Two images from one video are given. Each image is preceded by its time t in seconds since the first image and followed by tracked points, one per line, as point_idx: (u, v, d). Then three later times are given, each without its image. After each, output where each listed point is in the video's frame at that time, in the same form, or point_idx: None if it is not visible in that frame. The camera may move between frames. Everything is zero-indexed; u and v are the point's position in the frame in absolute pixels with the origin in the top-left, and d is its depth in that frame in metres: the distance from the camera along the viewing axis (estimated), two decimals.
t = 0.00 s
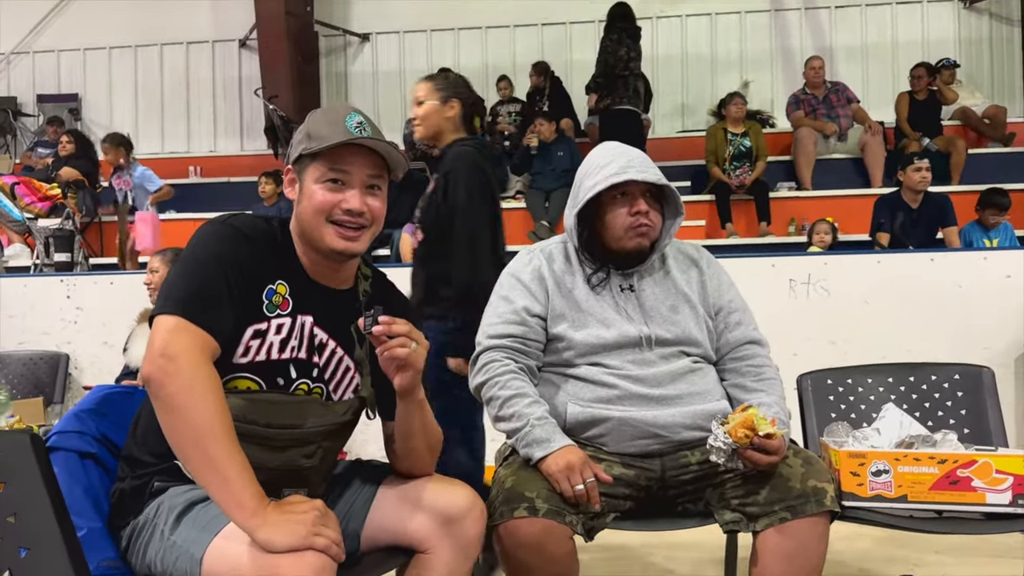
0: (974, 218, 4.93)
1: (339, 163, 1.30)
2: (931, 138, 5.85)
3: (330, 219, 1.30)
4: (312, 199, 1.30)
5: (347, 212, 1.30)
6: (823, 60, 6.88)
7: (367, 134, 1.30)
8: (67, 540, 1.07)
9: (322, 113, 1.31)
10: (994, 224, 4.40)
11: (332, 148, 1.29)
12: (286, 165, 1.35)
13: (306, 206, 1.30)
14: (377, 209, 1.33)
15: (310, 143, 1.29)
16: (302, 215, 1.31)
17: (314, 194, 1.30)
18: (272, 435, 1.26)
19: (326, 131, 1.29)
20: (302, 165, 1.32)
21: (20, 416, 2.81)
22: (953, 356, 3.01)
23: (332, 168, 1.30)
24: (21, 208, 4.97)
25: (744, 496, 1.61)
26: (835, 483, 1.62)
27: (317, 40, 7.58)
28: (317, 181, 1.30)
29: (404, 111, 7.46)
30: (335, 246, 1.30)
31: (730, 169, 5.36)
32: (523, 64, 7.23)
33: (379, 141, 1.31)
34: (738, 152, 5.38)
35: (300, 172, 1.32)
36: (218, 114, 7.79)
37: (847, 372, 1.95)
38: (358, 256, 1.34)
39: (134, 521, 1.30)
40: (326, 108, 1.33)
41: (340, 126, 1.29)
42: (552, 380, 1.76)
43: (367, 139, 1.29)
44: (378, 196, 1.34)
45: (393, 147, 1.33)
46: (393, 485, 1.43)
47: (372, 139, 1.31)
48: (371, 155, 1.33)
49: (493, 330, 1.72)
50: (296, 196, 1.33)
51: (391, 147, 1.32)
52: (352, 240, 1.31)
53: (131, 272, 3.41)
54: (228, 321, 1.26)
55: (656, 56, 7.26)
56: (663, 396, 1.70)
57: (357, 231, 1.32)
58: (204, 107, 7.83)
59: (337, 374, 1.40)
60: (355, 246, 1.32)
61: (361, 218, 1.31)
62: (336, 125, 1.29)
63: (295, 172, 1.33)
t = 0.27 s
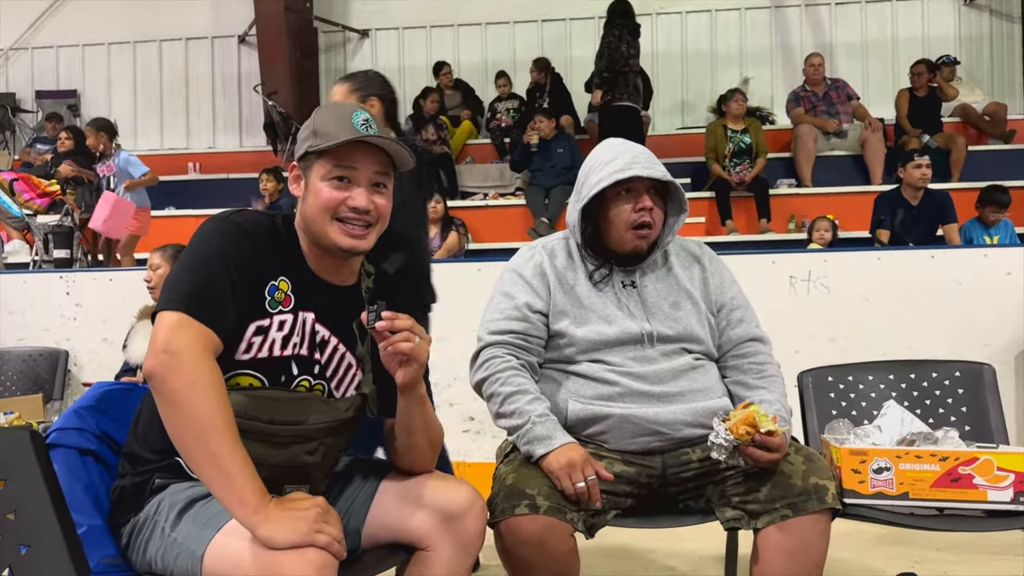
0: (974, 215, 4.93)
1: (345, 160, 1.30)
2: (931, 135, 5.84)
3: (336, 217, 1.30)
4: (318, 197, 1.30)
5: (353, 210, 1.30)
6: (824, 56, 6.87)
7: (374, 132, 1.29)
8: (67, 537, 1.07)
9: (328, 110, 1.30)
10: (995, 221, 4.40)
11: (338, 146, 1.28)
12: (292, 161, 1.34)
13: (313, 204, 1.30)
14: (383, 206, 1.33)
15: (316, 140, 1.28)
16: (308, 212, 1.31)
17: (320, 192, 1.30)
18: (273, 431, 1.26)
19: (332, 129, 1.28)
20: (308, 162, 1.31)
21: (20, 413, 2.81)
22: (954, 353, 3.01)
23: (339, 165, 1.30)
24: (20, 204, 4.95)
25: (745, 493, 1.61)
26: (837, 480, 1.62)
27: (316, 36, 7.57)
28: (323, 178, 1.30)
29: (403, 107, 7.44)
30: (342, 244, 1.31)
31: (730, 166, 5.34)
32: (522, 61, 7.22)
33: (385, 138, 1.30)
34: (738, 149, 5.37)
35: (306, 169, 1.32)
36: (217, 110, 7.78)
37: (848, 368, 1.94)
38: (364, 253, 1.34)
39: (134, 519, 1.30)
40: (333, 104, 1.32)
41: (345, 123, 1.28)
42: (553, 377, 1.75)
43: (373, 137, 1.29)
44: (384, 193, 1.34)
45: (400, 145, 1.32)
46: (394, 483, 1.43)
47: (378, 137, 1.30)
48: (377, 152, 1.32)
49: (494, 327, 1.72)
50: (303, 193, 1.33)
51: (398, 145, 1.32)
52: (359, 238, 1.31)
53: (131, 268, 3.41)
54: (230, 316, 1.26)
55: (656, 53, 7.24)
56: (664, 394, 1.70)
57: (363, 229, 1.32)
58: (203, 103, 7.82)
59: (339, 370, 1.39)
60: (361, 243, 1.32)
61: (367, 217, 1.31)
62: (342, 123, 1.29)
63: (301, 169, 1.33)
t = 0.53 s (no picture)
0: (975, 212, 4.92)
1: (344, 153, 1.30)
2: (932, 132, 5.84)
3: (330, 210, 1.30)
4: (315, 189, 1.30)
5: (348, 204, 1.29)
6: (825, 53, 6.86)
7: (374, 127, 1.29)
8: (68, 532, 1.06)
9: (330, 103, 1.30)
10: (995, 218, 4.40)
11: (337, 138, 1.29)
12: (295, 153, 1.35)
13: (309, 196, 1.30)
14: (379, 202, 1.32)
15: (316, 132, 1.29)
16: (304, 204, 1.31)
17: (317, 184, 1.30)
18: (273, 425, 1.26)
19: (332, 121, 1.28)
20: (308, 154, 1.32)
21: (20, 408, 2.81)
22: (954, 351, 3.01)
23: (337, 158, 1.30)
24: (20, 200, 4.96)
25: (745, 490, 1.61)
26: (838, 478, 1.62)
27: (317, 31, 7.55)
28: (321, 170, 1.30)
29: (404, 103, 7.43)
30: (335, 238, 1.30)
31: (731, 162, 5.35)
32: (523, 57, 7.21)
33: (385, 134, 1.30)
34: (739, 145, 5.36)
35: (307, 161, 1.32)
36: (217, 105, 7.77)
37: (850, 366, 1.94)
38: (359, 248, 1.33)
39: (135, 514, 1.29)
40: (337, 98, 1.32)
41: (346, 117, 1.28)
42: (555, 373, 1.75)
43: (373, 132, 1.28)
44: (382, 189, 1.33)
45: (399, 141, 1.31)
46: (394, 480, 1.43)
47: (378, 132, 1.29)
48: (376, 147, 1.32)
49: (496, 321, 1.72)
50: (302, 186, 1.34)
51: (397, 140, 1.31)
52: (352, 232, 1.30)
53: (131, 263, 3.40)
54: (233, 309, 1.25)
55: (657, 49, 7.23)
56: (666, 390, 1.70)
57: (357, 224, 1.31)
58: (203, 98, 7.81)
59: (338, 363, 1.38)
60: (355, 238, 1.31)
61: (362, 211, 1.30)
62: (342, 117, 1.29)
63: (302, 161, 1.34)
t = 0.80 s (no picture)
0: (976, 211, 4.92)
1: (344, 148, 1.29)
2: (933, 130, 5.83)
3: (327, 205, 1.29)
4: (314, 183, 1.29)
5: (346, 200, 1.29)
6: (826, 50, 6.85)
7: (375, 123, 1.28)
8: (68, 525, 1.06)
9: (332, 98, 1.29)
10: (995, 217, 4.39)
11: (337, 133, 1.28)
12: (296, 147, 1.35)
13: (308, 190, 1.30)
14: (378, 198, 1.31)
15: (316, 126, 1.28)
16: (303, 198, 1.31)
17: (315, 179, 1.29)
18: (273, 419, 1.26)
19: (332, 115, 1.27)
20: (309, 148, 1.31)
21: (19, 401, 2.80)
22: (955, 349, 3.01)
23: (336, 153, 1.29)
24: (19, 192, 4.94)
25: (746, 487, 1.60)
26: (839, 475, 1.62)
27: (317, 25, 7.52)
28: (320, 165, 1.30)
29: (404, 97, 7.42)
30: (332, 234, 1.29)
31: (732, 159, 5.34)
32: (524, 52, 7.19)
33: (386, 130, 1.29)
34: (740, 142, 5.36)
35: (307, 155, 1.32)
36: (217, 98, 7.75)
37: (851, 363, 1.94)
38: (356, 245, 1.32)
39: (135, 507, 1.29)
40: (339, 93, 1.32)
41: (346, 112, 1.27)
42: (557, 368, 1.75)
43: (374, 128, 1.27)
44: (381, 185, 1.32)
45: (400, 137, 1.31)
46: (395, 475, 1.42)
47: (379, 128, 1.28)
48: (377, 143, 1.31)
49: (499, 315, 1.71)
50: (301, 179, 1.33)
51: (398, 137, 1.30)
52: (349, 228, 1.29)
53: (130, 256, 3.39)
54: (235, 302, 1.25)
55: (658, 45, 7.21)
56: (668, 387, 1.70)
57: (355, 220, 1.30)
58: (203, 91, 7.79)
59: (339, 358, 1.38)
60: (352, 235, 1.30)
61: (360, 207, 1.29)
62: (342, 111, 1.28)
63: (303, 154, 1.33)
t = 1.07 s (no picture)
0: (977, 209, 4.91)
1: (345, 140, 1.29)
2: (935, 128, 5.82)
3: (328, 197, 1.29)
4: (314, 175, 1.29)
5: (347, 193, 1.28)
6: (828, 47, 6.83)
7: (376, 114, 1.28)
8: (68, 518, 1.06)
9: (332, 90, 1.29)
10: (996, 216, 4.39)
11: (338, 125, 1.28)
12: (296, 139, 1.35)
13: (309, 183, 1.29)
14: (379, 191, 1.31)
15: (316, 117, 1.28)
16: (303, 190, 1.30)
17: (316, 171, 1.29)
18: (273, 411, 1.25)
19: (333, 107, 1.27)
20: (309, 140, 1.31)
21: (17, 392, 2.80)
22: (954, 347, 3.01)
23: (337, 145, 1.29)
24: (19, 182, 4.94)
25: (746, 484, 1.61)
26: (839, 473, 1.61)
27: (318, 18, 7.50)
28: (321, 157, 1.29)
29: (405, 91, 7.40)
30: (332, 226, 1.29)
31: (733, 156, 5.32)
32: (526, 47, 7.18)
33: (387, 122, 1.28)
34: (742, 139, 5.34)
35: (308, 147, 1.32)
36: (217, 91, 7.73)
37: (851, 361, 1.93)
38: (357, 238, 1.32)
39: (134, 500, 1.29)
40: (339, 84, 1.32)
41: (346, 103, 1.27)
42: (560, 364, 1.74)
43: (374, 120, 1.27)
44: (382, 178, 1.32)
45: (401, 129, 1.30)
46: (394, 470, 1.42)
47: (380, 120, 1.28)
48: (378, 135, 1.30)
49: (504, 308, 1.70)
50: (302, 171, 1.33)
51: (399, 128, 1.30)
52: (350, 221, 1.29)
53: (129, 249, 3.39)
54: (234, 295, 1.25)
55: (660, 41, 7.20)
56: (670, 384, 1.70)
57: (356, 213, 1.29)
58: (203, 83, 7.77)
59: (338, 351, 1.38)
60: (352, 227, 1.29)
61: (361, 199, 1.29)
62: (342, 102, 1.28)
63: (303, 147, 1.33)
